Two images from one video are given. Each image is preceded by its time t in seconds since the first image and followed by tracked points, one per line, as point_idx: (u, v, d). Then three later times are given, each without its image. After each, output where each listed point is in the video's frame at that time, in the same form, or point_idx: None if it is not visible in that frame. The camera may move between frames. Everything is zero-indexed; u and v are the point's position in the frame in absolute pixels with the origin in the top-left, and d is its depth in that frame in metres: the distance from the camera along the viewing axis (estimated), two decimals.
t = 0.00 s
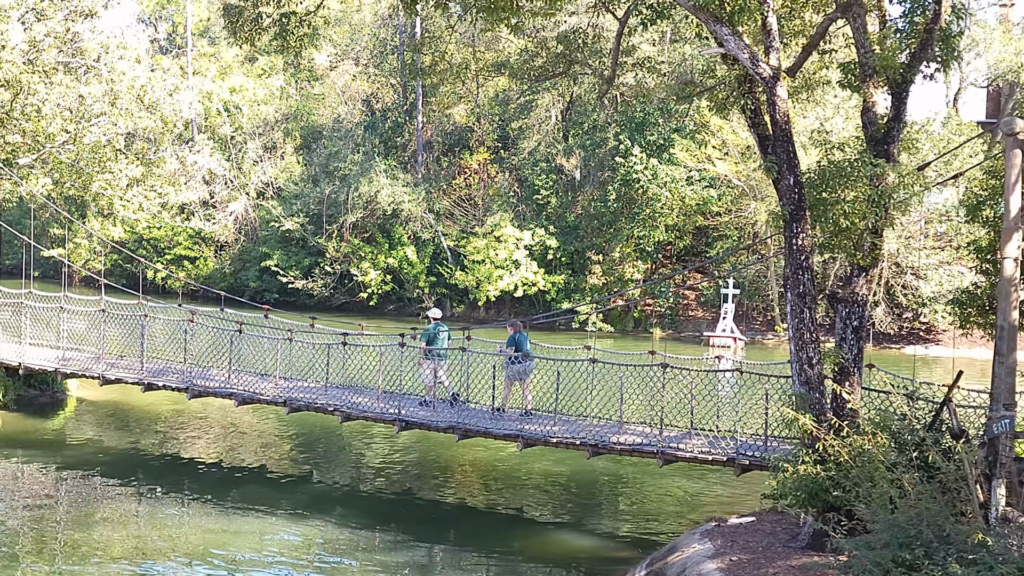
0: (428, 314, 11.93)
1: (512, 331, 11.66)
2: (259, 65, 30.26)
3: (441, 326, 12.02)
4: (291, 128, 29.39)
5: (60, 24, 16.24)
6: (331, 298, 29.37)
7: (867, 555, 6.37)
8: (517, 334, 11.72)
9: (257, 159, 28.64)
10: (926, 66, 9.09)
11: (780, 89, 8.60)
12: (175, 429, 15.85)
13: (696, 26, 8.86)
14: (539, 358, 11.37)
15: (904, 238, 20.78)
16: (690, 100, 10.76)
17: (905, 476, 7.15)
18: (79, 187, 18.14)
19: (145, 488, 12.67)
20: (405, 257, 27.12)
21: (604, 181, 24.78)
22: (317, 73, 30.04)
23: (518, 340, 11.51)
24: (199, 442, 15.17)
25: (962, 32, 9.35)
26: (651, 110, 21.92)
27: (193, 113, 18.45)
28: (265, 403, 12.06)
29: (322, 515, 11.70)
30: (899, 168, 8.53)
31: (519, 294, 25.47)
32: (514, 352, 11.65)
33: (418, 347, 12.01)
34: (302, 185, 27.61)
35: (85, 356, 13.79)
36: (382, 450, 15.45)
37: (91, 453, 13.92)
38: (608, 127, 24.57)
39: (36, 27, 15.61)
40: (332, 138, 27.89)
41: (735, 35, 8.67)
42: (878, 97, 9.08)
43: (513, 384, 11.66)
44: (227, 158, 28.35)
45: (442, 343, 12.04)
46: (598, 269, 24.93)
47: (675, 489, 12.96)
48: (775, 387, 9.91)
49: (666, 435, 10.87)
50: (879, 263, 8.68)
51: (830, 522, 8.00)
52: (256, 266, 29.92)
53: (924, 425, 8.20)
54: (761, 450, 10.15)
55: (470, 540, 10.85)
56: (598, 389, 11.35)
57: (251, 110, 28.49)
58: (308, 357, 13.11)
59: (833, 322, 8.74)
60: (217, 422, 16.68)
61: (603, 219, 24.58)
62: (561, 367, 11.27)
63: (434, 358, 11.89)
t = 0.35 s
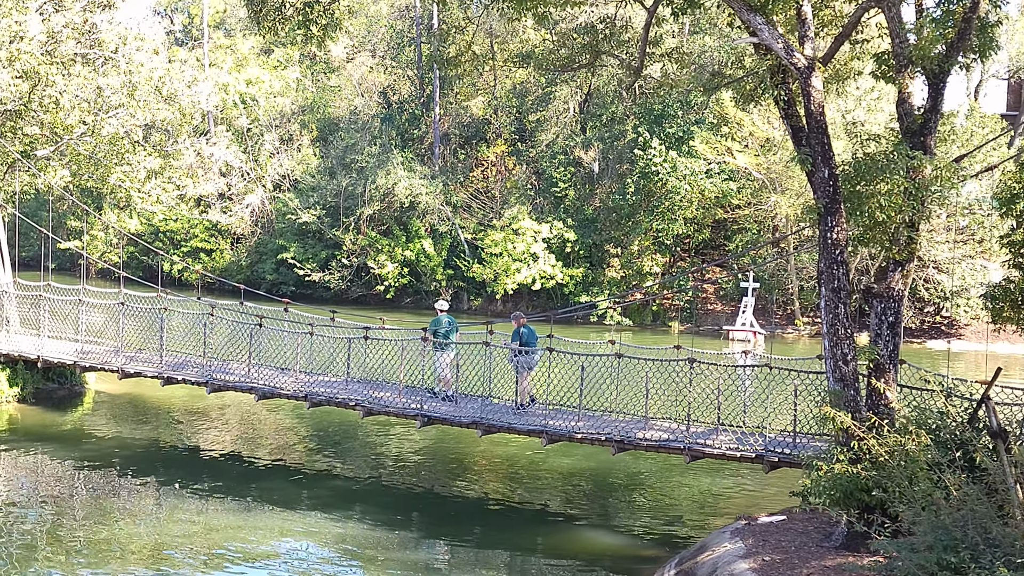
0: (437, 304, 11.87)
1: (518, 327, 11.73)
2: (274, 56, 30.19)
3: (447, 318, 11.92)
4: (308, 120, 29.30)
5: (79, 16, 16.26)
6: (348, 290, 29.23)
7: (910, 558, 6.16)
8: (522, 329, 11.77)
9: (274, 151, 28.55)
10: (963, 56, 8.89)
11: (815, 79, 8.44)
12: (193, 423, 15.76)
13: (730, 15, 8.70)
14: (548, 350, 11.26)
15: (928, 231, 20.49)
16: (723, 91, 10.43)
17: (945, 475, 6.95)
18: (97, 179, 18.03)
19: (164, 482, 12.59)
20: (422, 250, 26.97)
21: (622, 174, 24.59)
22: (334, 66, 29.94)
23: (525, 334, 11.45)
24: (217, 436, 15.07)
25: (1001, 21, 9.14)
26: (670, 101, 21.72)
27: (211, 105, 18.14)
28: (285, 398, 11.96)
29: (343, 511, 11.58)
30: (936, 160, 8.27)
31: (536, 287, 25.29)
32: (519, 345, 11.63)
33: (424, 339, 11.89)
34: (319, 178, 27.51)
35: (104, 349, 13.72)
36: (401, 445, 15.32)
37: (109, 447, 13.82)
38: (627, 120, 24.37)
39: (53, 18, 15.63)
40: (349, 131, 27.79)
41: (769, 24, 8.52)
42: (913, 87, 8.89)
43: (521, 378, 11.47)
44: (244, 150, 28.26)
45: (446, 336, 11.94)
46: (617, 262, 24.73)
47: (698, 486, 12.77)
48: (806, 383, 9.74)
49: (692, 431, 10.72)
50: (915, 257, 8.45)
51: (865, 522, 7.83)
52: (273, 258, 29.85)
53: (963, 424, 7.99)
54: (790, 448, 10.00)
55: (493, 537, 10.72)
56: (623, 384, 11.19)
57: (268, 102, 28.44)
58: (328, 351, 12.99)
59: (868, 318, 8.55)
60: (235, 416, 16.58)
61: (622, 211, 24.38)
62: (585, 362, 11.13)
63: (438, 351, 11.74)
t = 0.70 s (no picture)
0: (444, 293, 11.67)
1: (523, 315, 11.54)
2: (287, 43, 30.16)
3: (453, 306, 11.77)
4: (321, 108, 29.17)
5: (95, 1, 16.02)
6: (363, 279, 29.08)
7: (952, 557, 6.00)
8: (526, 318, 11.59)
9: (288, 138, 28.43)
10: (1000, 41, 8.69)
11: (849, 65, 8.26)
12: (209, 412, 15.67)
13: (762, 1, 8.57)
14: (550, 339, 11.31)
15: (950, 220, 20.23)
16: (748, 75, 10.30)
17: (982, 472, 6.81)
18: (112, 166, 17.93)
19: (182, 472, 12.51)
20: (436, 238, 26.81)
21: (639, 162, 24.40)
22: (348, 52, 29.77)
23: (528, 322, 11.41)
24: (233, 425, 14.98)
25: None
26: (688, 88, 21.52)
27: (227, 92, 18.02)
28: (303, 388, 11.87)
29: (362, 502, 11.50)
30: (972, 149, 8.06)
31: (552, 276, 25.26)
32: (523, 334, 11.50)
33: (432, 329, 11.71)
34: (333, 165, 27.38)
35: (120, 337, 13.64)
36: (418, 434, 15.21)
37: (126, 436, 13.73)
38: (643, 107, 24.17)
39: (69, 4, 15.45)
40: (363, 118, 27.65)
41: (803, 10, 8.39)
42: (948, 73, 8.73)
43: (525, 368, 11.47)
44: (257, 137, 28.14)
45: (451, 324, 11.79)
46: (632, 251, 24.54)
47: (719, 478, 12.64)
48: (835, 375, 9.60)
49: (716, 423, 10.59)
50: (950, 248, 8.24)
51: (896, 517, 7.73)
52: (286, 246, 29.75)
53: (998, 421, 7.84)
54: (818, 440, 9.87)
55: (514, 529, 10.63)
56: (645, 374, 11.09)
57: (281, 89, 28.37)
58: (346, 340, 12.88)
59: (901, 310, 8.37)
60: (251, 405, 16.49)
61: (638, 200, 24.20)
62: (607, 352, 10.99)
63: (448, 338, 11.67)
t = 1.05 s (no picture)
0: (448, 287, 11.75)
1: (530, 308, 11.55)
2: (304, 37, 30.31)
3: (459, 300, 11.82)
4: (338, 101, 29.09)
5: None
6: (380, 274, 28.92)
7: (1001, 564, 5.82)
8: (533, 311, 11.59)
9: (304, 132, 28.36)
10: None
11: (887, 57, 8.11)
12: (228, 407, 15.58)
13: None
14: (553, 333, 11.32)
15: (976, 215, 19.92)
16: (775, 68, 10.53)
17: None
18: (130, 159, 17.87)
19: (202, 468, 12.43)
20: (454, 232, 26.64)
21: (659, 157, 24.21)
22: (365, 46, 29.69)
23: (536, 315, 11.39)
24: (252, 421, 14.89)
25: None
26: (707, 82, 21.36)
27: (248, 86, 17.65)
28: (324, 383, 11.76)
29: (384, 499, 11.40)
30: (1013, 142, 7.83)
31: (570, 271, 24.82)
32: (531, 327, 11.49)
33: (438, 323, 11.76)
34: (350, 159, 27.32)
35: (139, 332, 13.56)
36: (437, 430, 15.09)
37: (146, 431, 13.64)
38: (663, 101, 23.96)
39: None
40: (381, 112, 27.57)
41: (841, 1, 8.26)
42: (987, 66, 8.51)
43: (531, 362, 11.46)
44: (274, 131, 28.07)
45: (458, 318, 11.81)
46: (652, 246, 24.35)
47: (745, 476, 12.50)
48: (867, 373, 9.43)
49: (744, 420, 10.45)
50: (990, 244, 8.04)
51: (934, 519, 7.61)
52: (303, 240, 29.67)
53: None
54: (849, 439, 9.72)
55: (539, 528, 10.51)
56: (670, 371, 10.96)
57: (298, 82, 28.46)
58: (366, 336, 12.77)
59: (938, 307, 8.17)
60: (269, 400, 16.39)
61: (656, 194, 24.00)
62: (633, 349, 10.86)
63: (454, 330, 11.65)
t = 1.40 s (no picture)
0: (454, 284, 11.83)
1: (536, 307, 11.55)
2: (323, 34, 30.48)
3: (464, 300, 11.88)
4: (358, 99, 29.02)
5: None
6: (399, 271, 28.71)
7: None
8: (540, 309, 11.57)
9: (324, 129, 28.32)
10: None
11: (930, 53, 7.93)
12: (249, 406, 15.49)
13: None
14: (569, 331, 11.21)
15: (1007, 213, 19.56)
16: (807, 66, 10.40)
17: None
18: (152, 157, 17.82)
19: (225, 467, 12.34)
20: (475, 230, 26.48)
21: (681, 155, 24.01)
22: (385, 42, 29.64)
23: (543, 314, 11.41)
24: (274, 420, 14.79)
25: None
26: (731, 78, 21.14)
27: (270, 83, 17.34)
28: (349, 383, 11.64)
29: (409, 500, 11.28)
30: None
31: (592, 269, 24.57)
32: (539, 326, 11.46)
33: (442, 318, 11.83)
34: (370, 156, 27.27)
35: (162, 331, 13.50)
36: (459, 429, 14.94)
37: (168, 430, 13.56)
38: (685, 98, 23.74)
39: None
40: (401, 109, 27.49)
41: None
42: None
43: (539, 358, 11.40)
44: (294, 129, 28.02)
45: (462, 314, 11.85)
46: (674, 244, 24.15)
47: (777, 477, 12.28)
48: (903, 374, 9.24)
49: (776, 422, 10.27)
50: None
51: (978, 526, 7.41)
52: (323, 237, 29.61)
53: None
54: (884, 441, 9.53)
55: (566, 531, 10.35)
56: (700, 371, 10.80)
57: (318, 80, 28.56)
58: (392, 335, 12.63)
59: (981, 308, 7.96)
60: (291, 399, 16.29)
61: (678, 192, 23.78)
62: (662, 349, 10.70)
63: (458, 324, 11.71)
